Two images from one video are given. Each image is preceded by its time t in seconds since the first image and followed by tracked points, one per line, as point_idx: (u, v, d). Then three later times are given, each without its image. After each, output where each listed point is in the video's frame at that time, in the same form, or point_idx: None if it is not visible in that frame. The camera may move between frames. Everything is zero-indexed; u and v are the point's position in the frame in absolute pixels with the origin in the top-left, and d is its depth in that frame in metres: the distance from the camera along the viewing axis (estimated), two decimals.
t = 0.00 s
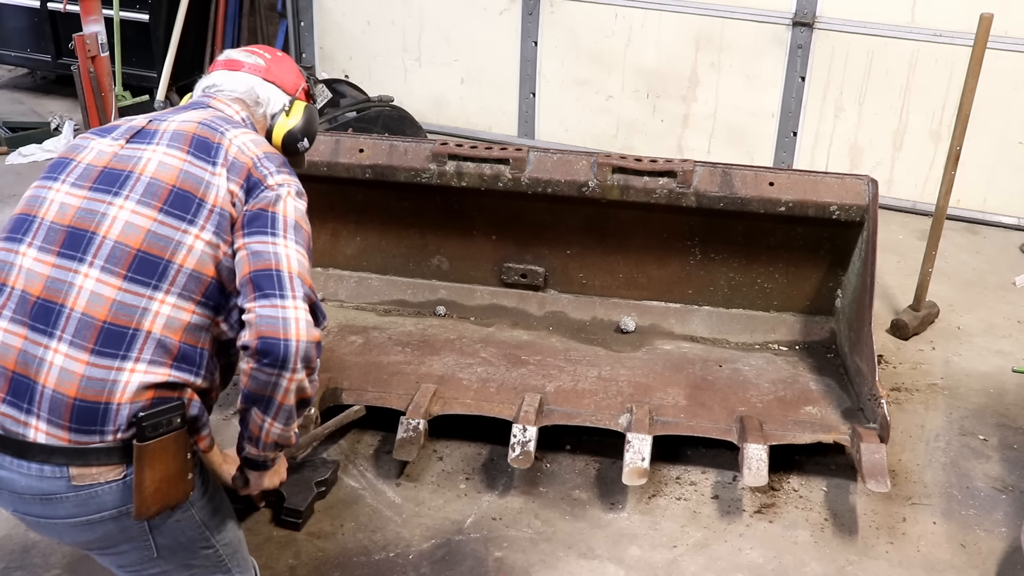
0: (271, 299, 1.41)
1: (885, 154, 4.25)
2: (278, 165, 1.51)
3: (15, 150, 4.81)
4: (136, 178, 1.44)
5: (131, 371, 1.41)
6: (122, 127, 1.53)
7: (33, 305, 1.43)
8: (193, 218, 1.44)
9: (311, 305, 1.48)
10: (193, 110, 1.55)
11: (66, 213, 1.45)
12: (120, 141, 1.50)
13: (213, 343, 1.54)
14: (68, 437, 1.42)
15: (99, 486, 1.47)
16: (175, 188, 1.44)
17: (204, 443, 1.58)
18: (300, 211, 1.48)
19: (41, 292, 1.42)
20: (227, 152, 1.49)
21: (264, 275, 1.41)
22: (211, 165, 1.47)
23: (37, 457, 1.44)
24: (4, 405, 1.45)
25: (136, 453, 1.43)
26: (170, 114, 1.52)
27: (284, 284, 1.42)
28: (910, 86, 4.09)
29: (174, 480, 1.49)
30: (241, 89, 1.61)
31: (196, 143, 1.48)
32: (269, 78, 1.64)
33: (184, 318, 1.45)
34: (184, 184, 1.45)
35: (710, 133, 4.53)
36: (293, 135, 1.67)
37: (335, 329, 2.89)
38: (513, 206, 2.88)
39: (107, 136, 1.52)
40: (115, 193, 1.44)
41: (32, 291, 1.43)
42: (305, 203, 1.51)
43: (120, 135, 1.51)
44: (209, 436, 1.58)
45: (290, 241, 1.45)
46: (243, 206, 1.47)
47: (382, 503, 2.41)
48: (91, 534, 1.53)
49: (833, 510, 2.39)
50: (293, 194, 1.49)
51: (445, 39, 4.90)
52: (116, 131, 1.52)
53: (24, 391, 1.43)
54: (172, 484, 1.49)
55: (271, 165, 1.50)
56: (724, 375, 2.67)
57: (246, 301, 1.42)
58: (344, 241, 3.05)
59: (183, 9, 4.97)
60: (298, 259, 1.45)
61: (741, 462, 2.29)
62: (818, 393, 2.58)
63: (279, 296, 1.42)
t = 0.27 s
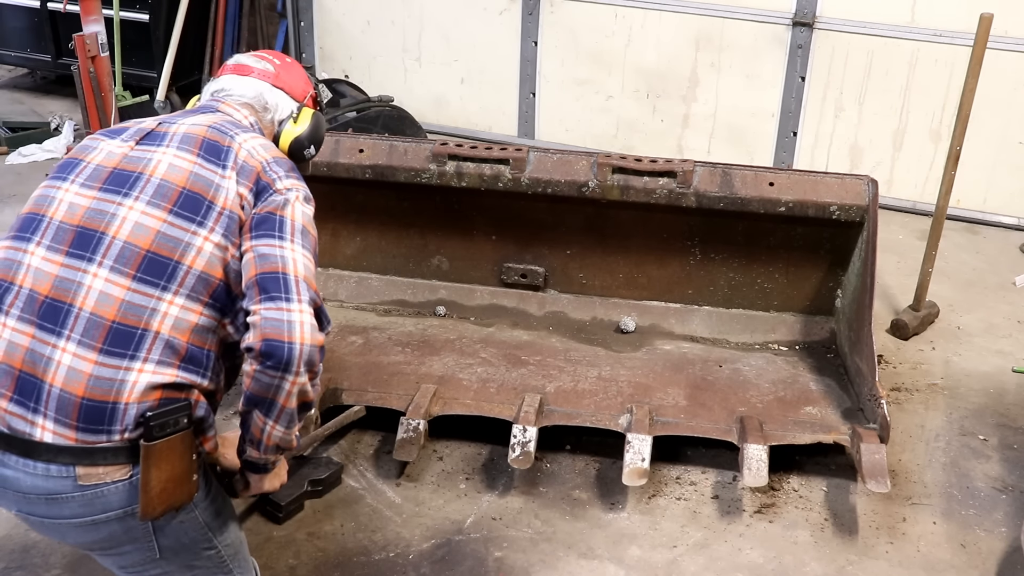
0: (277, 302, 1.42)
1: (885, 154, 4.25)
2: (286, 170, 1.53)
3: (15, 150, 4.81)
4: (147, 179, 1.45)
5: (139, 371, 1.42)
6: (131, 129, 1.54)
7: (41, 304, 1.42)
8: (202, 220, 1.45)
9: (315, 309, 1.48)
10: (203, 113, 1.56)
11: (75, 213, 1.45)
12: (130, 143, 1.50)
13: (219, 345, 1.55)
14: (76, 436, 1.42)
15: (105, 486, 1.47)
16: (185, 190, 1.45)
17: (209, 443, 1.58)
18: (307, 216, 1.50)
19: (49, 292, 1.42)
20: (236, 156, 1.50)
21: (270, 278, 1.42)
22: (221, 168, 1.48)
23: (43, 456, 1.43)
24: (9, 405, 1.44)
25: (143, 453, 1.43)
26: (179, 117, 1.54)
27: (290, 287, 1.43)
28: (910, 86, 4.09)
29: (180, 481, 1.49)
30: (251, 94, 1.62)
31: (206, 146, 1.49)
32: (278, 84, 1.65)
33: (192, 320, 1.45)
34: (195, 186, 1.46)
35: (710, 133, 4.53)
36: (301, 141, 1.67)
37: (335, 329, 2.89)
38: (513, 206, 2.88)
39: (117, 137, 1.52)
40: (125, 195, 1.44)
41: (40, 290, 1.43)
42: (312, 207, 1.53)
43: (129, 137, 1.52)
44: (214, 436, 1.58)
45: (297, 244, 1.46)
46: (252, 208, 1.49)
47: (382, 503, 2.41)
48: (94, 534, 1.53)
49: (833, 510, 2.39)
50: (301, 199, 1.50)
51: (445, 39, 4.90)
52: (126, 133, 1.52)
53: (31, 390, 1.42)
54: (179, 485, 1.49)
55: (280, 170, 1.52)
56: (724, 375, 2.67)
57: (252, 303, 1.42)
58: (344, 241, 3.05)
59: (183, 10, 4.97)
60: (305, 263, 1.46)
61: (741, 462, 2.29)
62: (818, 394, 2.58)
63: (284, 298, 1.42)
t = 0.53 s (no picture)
0: (282, 301, 1.42)
1: (885, 154, 4.25)
2: (295, 177, 1.54)
3: (15, 150, 4.81)
4: (159, 180, 1.46)
5: (152, 369, 1.42)
6: (140, 132, 1.54)
7: (51, 303, 1.42)
8: (213, 221, 1.46)
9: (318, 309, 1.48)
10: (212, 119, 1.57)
11: (86, 213, 1.45)
12: (139, 145, 1.51)
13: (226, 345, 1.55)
14: (88, 434, 1.42)
15: (116, 485, 1.46)
16: (196, 192, 1.46)
17: (218, 442, 1.58)
18: (314, 220, 1.51)
19: (60, 290, 1.42)
20: (247, 160, 1.52)
21: (276, 278, 1.42)
22: (232, 172, 1.50)
23: (54, 454, 1.43)
24: (20, 402, 1.44)
25: (155, 451, 1.43)
26: (189, 122, 1.55)
27: (295, 287, 1.43)
28: (910, 86, 4.09)
29: (189, 480, 1.50)
30: (255, 104, 1.62)
31: (217, 150, 1.50)
32: (281, 96, 1.66)
33: (202, 319, 1.45)
34: (206, 188, 1.47)
35: (710, 134, 4.52)
36: (304, 153, 1.67)
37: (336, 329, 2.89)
38: (513, 206, 2.88)
39: (126, 140, 1.53)
40: (136, 195, 1.45)
41: (51, 289, 1.43)
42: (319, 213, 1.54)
43: (138, 139, 1.52)
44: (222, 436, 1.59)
45: (303, 246, 1.47)
46: (261, 211, 1.50)
47: (382, 504, 2.41)
48: (102, 535, 1.52)
49: (833, 510, 2.39)
50: (309, 205, 1.52)
51: (445, 39, 4.90)
52: (134, 136, 1.53)
53: (42, 388, 1.42)
54: (187, 484, 1.49)
55: (288, 176, 1.54)
56: (724, 375, 2.67)
57: (256, 303, 1.42)
58: (345, 241, 3.05)
59: (183, 10, 4.97)
60: (310, 265, 1.46)
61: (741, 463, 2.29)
62: (818, 394, 2.58)
63: (290, 298, 1.42)
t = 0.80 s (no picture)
0: (290, 290, 1.42)
1: (885, 154, 4.25)
2: (298, 175, 1.54)
3: (15, 150, 4.81)
4: (162, 181, 1.46)
5: (158, 370, 1.42)
6: (142, 132, 1.54)
7: (56, 304, 1.42)
8: (218, 221, 1.46)
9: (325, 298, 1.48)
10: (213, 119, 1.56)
11: (89, 214, 1.45)
12: (141, 145, 1.50)
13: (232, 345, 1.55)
14: (93, 435, 1.42)
15: (122, 486, 1.46)
16: (201, 192, 1.46)
17: (220, 443, 1.59)
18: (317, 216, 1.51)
19: (64, 291, 1.42)
20: (250, 160, 1.51)
21: (282, 269, 1.41)
22: (236, 172, 1.49)
23: (59, 456, 1.43)
24: (25, 403, 1.44)
25: (162, 451, 1.44)
26: (191, 121, 1.54)
27: (301, 278, 1.43)
28: (910, 86, 4.09)
29: (194, 480, 1.50)
30: (253, 101, 1.62)
31: (220, 151, 1.50)
32: (280, 93, 1.65)
33: (207, 319, 1.45)
34: (210, 189, 1.47)
35: (710, 134, 4.52)
36: (303, 150, 1.68)
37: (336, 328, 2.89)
38: (513, 205, 2.88)
39: (127, 140, 1.52)
40: (140, 196, 1.45)
41: (55, 289, 1.43)
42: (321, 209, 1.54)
43: (140, 139, 1.52)
44: (225, 436, 1.59)
45: (309, 237, 1.47)
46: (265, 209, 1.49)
47: (382, 503, 2.41)
48: (106, 535, 1.52)
49: (834, 510, 2.39)
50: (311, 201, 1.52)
51: (445, 39, 4.90)
52: (136, 136, 1.53)
53: (47, 388, 1.42)
54: (192, 484, 1.49)
55: (291, 174, 1.54)
56: (724, 374, 2.67)
57: (263, 293, 1.42)
58: (345, 240, 3.05)
59: (183, 10, 4.98)
60: (315, 256, 1.46)
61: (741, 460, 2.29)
62: (818, 393, 2.58)
63: (298, 287, 1.42)
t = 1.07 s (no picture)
0: (281, 271, 1.41)
1: (885, 154, 4.25)
2: (283, 162, 1.53)
3: (15, 150, 4.81)
4: (146, 177, 1.45)
5: (146, 366, 1.42)
6: (126, 131, 1.54)
7: (43, 304, 1.42)
8: (202, 215, 1.45)
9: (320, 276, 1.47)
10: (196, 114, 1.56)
11: (75, 213, 1.45)
12: (125, 144, 1.50)
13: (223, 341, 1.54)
14: (83, 433, 1.42)
15: (113, 484, 1.47)
16: (184, 186, 1.45)
17: (213, 440, 1.58)
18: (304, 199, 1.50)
19: (51, 291, 1.42)
20: (234, 151, 1.51)
21: (270, 251, 1.41)
22: (219, 164, 1.48)
23: (50, 454, 1.44)
24: (15, 403, 1.45)
25: (151, 448, 1.44)
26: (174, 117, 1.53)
27: (291, 258, 1.42)
28: (910, 85, 4.09)
29: (186, 477, 1.50)
30: (239, 96, 1.61)
31: (203, 144, 1.49)
32: (267, 86, 1.65)
33: (196, 313, 1.45)
34: (194, 182, 1.46)
35: (710, 134, 4.52)
36: (292, 144, 1.68)
37: (335, 326, 2.89)
38: (513, 205, 2.88)
39: (111, 140, 1.52)
40: (124, 193, 1.44)
41: (42, 290, 1.43)
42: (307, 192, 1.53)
43: (124, 138, 1.52)
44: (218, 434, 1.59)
45: (296, 219, 1.46)
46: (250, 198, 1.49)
47: (382, 504, 2.41)
48: (100, 534, 1.53)
49: (834, 510, 2.39)
50: (297, 184, 1.51)
51: (445, 39, 4.90)
52: (121, 135, 1.52)
53: (36, 388, 1.43)
54: (184, 482, 1.50)
55: (276, 161, 1.53)
56: (723, 374, 2.67)
57: (254, 277, 1.42)
58: (346, 239, 3.06)
59: (183, 9, 4.98)
60: (303, 236, 1.45)
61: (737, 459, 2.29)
62: (816, 393, 2.58)
63: (289, 267, 1.41)
